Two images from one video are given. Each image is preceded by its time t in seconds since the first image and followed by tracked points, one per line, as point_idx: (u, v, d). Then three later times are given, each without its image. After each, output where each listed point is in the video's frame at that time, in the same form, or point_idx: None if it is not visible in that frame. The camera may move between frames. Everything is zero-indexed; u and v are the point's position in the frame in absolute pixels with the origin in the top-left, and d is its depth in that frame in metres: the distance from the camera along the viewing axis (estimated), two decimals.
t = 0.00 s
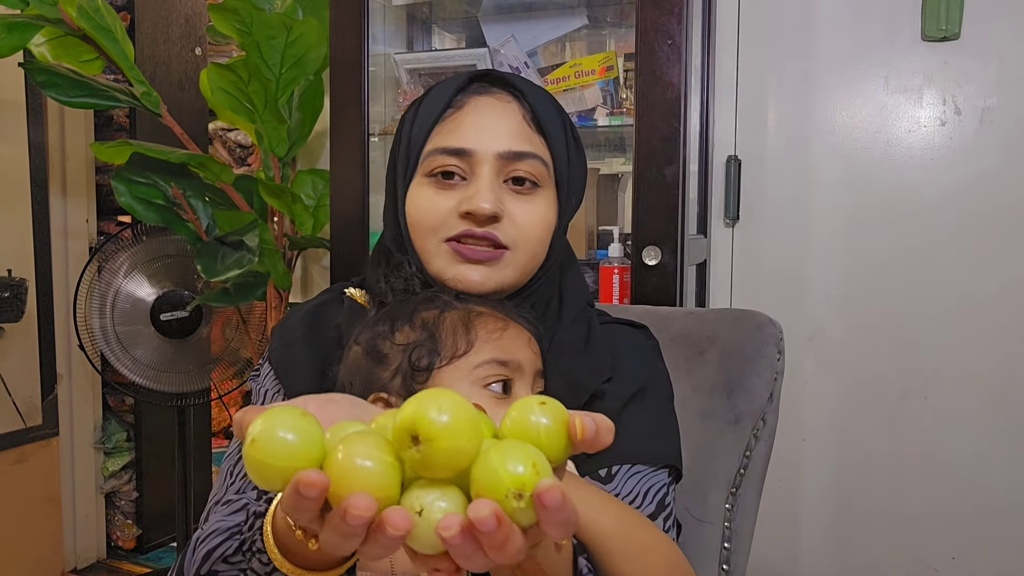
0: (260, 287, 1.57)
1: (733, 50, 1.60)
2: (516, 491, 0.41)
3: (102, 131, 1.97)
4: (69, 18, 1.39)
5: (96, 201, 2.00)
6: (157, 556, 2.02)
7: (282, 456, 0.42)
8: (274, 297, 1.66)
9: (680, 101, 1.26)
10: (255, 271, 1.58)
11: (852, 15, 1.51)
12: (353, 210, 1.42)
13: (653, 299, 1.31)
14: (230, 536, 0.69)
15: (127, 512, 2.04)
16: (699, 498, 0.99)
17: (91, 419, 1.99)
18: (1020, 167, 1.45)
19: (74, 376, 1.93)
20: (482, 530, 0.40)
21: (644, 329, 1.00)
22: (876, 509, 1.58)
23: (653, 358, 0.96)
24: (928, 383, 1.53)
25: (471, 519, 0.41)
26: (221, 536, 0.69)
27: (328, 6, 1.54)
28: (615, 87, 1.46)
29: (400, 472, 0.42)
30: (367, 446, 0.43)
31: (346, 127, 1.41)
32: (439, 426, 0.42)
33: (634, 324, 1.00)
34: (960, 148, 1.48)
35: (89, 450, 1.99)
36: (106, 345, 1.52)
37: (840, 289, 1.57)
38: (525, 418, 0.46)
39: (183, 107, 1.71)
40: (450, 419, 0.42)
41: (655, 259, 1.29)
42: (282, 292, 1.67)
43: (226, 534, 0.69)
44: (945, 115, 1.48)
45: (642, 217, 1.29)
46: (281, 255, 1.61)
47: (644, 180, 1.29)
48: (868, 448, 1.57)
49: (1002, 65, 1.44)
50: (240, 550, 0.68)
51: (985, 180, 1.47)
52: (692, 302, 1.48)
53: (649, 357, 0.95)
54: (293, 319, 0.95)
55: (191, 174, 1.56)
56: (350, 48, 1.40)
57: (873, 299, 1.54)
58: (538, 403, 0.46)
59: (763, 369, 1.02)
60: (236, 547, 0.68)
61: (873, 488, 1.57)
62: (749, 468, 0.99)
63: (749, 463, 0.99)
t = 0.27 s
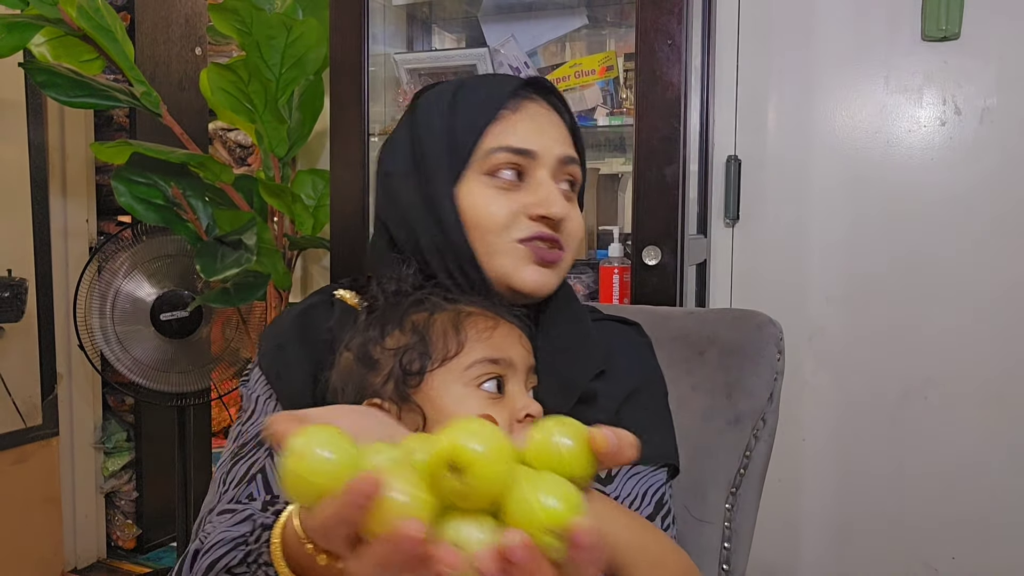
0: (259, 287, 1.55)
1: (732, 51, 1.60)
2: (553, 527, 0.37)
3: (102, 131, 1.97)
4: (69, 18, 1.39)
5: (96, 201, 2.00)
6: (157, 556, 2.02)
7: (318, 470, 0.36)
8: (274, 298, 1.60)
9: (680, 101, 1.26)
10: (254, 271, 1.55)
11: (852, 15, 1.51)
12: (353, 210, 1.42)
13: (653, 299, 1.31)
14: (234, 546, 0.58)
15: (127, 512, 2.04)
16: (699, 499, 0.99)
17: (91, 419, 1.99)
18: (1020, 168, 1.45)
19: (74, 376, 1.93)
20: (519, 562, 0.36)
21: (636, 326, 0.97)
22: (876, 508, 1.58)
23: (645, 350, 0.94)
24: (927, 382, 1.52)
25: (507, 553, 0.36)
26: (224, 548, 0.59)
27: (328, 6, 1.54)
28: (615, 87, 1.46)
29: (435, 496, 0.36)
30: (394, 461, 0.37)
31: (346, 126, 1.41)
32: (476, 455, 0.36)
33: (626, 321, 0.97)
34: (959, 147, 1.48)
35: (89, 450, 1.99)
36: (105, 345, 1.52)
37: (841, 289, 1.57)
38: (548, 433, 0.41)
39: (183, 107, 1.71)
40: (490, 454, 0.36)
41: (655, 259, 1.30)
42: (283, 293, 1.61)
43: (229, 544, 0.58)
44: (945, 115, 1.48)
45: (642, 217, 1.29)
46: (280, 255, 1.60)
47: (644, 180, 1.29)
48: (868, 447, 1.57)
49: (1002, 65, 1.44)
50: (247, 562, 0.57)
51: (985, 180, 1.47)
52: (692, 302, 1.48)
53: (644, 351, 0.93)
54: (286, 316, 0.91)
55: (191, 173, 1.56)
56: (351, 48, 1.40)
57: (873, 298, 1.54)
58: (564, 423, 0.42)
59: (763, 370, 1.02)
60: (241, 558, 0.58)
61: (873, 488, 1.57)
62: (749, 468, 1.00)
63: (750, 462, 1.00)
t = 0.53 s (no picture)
0: (259, 287, 1.56)
1: (733, 49, 1.59)
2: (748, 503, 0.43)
3: (101, 130, 1.97)
4: (67, 17, 1.38)
5: (94, 201, 2.00)
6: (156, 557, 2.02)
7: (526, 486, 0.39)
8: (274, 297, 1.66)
9: (681, 100, 1.25)
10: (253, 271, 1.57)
11: (853, 14, 1.50)
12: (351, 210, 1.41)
13: (653, 299, 1.30)
14: (282, 551, 0.61)
15: (125, 513, 2.04)
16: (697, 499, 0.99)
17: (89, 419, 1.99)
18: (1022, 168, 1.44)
19: (72, 377, 1.92)
20: (724, 526, 0.41)
21: (611, 324, 0.99)
22: (877, 509, 1.57)
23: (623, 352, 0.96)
24: (929, 384, 1.52)
25: (708, 524, 0.41)
26: (268, 549, 0.61)
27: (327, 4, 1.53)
28: (615, 86, 1.45)
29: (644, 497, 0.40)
30: (587, 470, 0.41)
31: (345, 126, 1.41)
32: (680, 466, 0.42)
33: (601, 320, 0.98)
34: (961, 147, 1.47)
35: (88, 451, 1.98)
36: (104, 345, 1.51)
37: (842, 289, 1.56)
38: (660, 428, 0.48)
39: (181, 107, 1.71)
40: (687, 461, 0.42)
41: (655, 259, 1.28)
42: (281, 293, 1.66)
43: (275, 548, 0.61)
44: (947, 114, 1.47)
45: (642, 217, 1.29)
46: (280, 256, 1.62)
47: (644, 180, 1.28)
48: (869, 448, 1.56)
49: (1004, 64, 1.43)
50: (298, 568, 0.60)
51: (987, 179, 1.46)
52: (693, 302, 1.47)
53: (624, 355, 0.95)
54: (266, 323, 0.88)
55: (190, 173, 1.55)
56: (349, 47, 1.39)
57: (873, 299, 1.54)
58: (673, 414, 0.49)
59: (764, 370, 1.01)
60: (290, 563, 0.60)
61: (874, 489, 1.56)
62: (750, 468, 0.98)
63: (750, 464, 0.98)
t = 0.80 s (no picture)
0: (259, 287, 1.56)
1: (733, 49, 1.59)
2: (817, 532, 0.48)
3: (101, 131, 1.97)
4: (67, 17, 1.38)
5: (95, 201, 2.00)
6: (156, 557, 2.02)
7: (666, 540, 0.41)
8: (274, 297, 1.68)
9: (680, 100, 1.25)
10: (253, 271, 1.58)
11: (853, 15, 1.51)
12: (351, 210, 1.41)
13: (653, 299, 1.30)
14: (323, 551, 0.60)
15: (125, 512, 2.04)
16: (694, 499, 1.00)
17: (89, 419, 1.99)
18: (1021, 168, 1.44)
19: (72, 377, 1.92)
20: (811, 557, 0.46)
21: (599, 326, 1.00)
22: (877, 509, 1.57)
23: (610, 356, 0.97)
24: (928, 384, 1.52)
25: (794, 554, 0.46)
26: (311, 549, 0.60)
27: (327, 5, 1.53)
28: (615, 86, 1.45)
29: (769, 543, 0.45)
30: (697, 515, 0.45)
31: (345, 126, 1.41)
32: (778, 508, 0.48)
33: (588, 322, 1.00)
34: (961, 147, 1.47)
35: (88, 451, 1.98)
36: (104, 345, 1.51)
37: (842, 289, 1.56)
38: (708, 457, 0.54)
39: (182, 107, 1.71)
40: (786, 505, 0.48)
41: (655, 259, 1.28)
42: (281, 293, 1.67)
43: (317, 548, 0.60)
44: (946, 114, 1.47)
45: (642, 217, 1.29)
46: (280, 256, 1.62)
47: (644, 180, 1.28)
48: (869, 449, 1.57)
49: (1004, 64, 1.43)
50: (338, 570, 0.60)
51: (987, 179, 1.46)
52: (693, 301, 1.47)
53: (611, 357, 0.96)
54: (262, 326, 0.87)
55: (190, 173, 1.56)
56: (349, 47, 1.39)
57: (873, 299, 1.54)
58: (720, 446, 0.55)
59: (763, 371, 1.01)
60: (329, 565, 0.60)
61: (873, 489, 1.56)
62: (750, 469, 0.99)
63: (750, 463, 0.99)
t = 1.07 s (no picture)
0: (258, 287, 1.56)
1: (733, 50, 1.59)
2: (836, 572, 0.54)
3: (101, 131, 1.97)
4: (67, 17, 1.38)
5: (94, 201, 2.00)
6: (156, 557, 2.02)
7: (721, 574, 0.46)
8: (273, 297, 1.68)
9: (680, 100, 1.25)
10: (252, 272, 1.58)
11: (853, 15, 1.51)
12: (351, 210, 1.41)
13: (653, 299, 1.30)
14: (345, 560, 0.61)
15: (125, 512, 2.04)
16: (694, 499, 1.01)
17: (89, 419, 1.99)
18: (1021, 168, 1.44)
19: (72, 377, 1.92)
20: None
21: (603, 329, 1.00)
22: (877, 509, 1.57)
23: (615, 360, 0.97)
24: (928, 384, 1.52)
25: None
26: (332, 556, 0.61)
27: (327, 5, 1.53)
28: (615, 86, 1.45)
29: None
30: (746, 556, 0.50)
31: (345, 126, 1.41)
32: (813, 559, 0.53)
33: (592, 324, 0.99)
34: (960, 147, 1.47)
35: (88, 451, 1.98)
36: (104, 345, 1.50)
37: (842, 289, 1.56)
38: (740, 493, 0.59)
39: (182, 107, 1.71)
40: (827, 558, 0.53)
41: (655, 259, 1.28)
42: (282, 293, 1.67)
43: (339, 556, 0.61)
44: (946, 114, 1.47)
45: (642, 217, 1.29)
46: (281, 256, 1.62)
47: (644, 180, 1.28)
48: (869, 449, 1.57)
49: (1003, 64, 1.43)
50: None
51: (987, 180, 1.46)
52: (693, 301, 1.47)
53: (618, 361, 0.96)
54: (267, 323, 0.87)
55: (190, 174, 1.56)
56: (349, 47, 1.39)
57: (873, 298, 1.54)
58: (750, 481, 0.60)
59: (763, 372, 1.01)
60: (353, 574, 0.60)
61: (873, 489, 1.57)
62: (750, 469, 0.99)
63: (750, 463, 0.99)
